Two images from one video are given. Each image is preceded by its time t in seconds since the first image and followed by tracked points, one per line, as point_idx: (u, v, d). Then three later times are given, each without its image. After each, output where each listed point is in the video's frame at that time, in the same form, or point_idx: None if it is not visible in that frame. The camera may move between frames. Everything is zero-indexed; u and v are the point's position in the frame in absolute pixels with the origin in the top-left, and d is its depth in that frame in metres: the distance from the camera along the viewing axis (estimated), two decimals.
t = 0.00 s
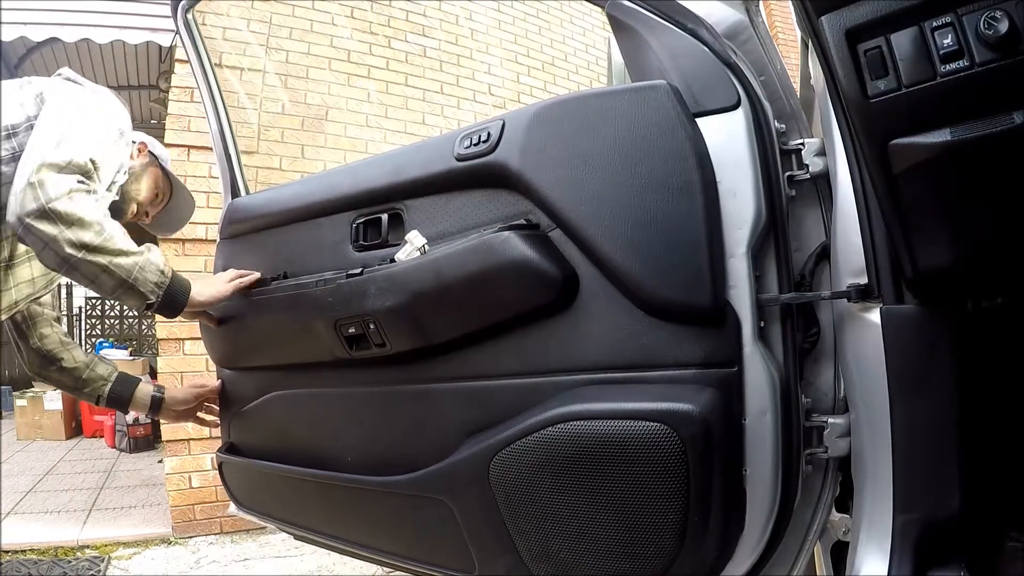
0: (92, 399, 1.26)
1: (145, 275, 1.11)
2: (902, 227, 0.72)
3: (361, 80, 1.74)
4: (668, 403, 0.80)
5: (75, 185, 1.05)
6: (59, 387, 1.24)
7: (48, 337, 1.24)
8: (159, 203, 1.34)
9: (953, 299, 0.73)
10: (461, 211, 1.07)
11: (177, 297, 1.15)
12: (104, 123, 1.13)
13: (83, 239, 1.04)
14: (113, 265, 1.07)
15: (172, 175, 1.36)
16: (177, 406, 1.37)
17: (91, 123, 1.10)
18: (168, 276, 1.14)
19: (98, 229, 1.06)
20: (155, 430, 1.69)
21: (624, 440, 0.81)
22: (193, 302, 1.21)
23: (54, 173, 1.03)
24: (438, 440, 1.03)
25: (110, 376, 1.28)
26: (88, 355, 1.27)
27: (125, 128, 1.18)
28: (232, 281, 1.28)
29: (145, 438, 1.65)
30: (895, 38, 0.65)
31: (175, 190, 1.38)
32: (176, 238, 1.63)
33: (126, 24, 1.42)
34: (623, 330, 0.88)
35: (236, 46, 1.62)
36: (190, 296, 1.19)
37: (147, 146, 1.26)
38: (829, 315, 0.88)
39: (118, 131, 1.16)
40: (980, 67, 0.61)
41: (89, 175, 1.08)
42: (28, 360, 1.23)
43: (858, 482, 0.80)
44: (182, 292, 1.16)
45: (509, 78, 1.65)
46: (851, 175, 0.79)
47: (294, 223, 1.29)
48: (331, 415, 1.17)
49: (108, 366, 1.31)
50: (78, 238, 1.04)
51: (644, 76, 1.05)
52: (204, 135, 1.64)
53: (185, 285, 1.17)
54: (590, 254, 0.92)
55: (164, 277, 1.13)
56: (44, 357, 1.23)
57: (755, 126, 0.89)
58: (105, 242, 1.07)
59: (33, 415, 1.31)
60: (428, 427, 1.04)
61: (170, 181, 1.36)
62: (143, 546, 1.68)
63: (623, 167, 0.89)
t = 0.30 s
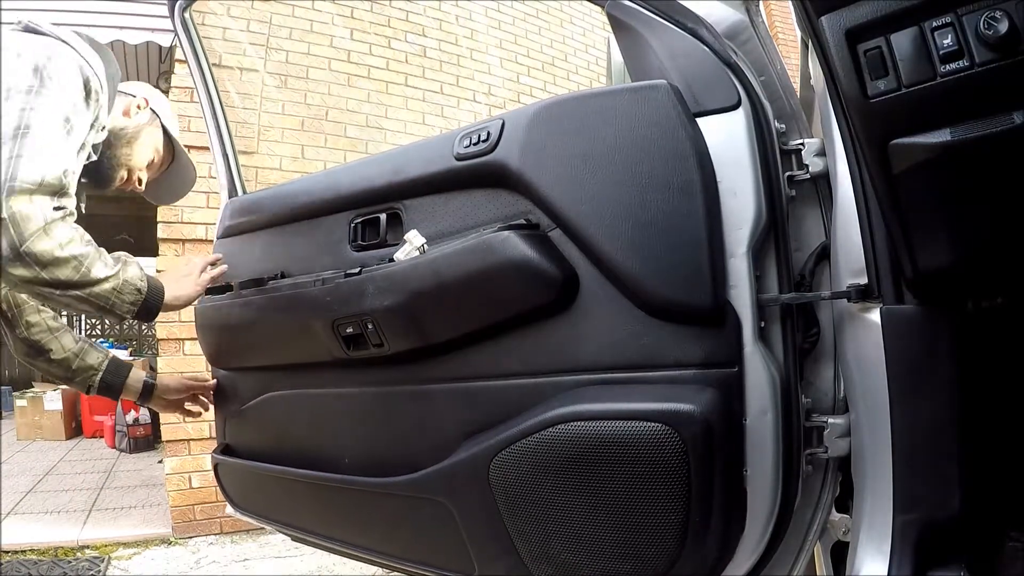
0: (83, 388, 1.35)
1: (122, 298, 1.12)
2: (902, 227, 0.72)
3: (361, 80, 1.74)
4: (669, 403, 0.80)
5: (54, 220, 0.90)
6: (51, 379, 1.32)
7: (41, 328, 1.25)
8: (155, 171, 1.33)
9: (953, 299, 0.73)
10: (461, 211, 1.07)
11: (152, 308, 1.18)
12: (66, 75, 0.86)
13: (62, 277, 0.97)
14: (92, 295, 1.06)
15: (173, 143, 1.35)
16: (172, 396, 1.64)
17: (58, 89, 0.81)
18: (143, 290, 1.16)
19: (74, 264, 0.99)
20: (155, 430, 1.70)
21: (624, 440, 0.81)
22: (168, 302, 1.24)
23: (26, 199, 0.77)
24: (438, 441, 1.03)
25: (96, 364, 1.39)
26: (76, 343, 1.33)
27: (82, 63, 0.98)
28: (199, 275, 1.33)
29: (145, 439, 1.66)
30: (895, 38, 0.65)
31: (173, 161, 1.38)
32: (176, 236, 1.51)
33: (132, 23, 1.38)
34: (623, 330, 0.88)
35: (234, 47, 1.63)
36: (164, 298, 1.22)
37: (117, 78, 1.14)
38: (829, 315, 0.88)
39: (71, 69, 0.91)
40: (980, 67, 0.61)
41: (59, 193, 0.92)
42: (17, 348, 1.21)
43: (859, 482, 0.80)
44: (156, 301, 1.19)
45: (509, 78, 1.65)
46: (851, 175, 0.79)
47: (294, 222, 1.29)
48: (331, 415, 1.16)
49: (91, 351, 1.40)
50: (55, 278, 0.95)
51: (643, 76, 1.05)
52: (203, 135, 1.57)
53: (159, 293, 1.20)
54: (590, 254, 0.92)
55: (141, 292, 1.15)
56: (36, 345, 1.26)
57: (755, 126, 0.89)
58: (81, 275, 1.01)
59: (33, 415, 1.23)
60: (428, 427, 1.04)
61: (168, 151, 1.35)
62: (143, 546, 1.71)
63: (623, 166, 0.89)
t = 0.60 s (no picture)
0: (76, 384, 1.40)
1: (99, 286, 0.97)
2: (902, 227, 0.72)
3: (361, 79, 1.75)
4: (670, 403, 0.80)
5: (19, 195, 0.79)
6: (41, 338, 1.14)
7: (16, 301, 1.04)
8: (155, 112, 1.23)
9: (953, 299, 0.73)
10: (460, 210, 1.07)
11: (131, 294, 1.04)
12: (27, 11, 0.68)
13: (28, 264, 0.85)
14: (65, 283, 0.91)
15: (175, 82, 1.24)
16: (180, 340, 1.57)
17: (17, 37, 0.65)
18: (122, 276, 1.01)
19: (43, 249, 0.86)
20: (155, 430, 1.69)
21: (626, 441, 0.81)
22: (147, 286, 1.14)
23: None
24: (437, 441, 1.02)
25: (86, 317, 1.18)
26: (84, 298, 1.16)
27: None
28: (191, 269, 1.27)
29: (145, 439, 1.65)
30: (895, 38, 0.65)
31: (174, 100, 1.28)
32: (175, 237, 1.72)
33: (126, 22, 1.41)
34: (623, 330, 0.88)
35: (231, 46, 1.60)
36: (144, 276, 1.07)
37: (100, 19, 0.89)
38: (829, 316, 0.88)
39: None
40: (980, 67, 0.61)
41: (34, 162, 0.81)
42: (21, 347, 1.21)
43: (858, 482, 0.80)
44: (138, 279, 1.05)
45: (509, 79, 1.65)
46: (851, 175, 0.79)
47: (293, 222, 1.29)
48: (329, 415, 1.16)
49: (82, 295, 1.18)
50: (24, 264, 0.84)
51: (643, 76, 1.05)
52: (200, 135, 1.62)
53: (139, 279, 1.05)
54: (590, 254, 0.92)
55: (119, 279, 1.00)
56: (10, 321, 1.05)
57: (755, 126, 0.89)
58: (57, 262, 0.88)
59: (33, 415, 1.24)
60: (427, 427, 1.04)
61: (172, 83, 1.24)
62: (143, 546, 1.72)
63: (624, 166, 0.89)
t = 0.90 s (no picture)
0: (76, 384, 1.44)
1: (122, 279, 1.12)
2: (902, 227, 0.72)
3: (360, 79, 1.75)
4: (670, 403, 0.80)
5: (60, 207, 0.96)
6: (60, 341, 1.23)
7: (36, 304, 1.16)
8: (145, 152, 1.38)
9: (954, 300, 0.73)
10: (461, 210, 1.07)
11: (149, 285, 1.19)
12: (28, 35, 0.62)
13: (69, 262, 1.00)
14: (98, 277, 1.08)
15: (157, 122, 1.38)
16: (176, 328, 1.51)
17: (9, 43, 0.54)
18: (140, 270, 1.16)
19: (80, 249, 1.02)
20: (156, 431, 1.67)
21: (626, 441, 0.81)
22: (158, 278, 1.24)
23: (36, 191, 0.88)
24: (437, 441, 1.02)
25: (102, 315, 1.28)
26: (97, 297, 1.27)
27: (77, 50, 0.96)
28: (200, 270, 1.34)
29: (145, 439, 1.63)
30: (895, 38, 0.65)
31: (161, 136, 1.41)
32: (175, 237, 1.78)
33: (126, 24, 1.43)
34: (623, 330, 0.88)
35: (232, 46, 1.58)
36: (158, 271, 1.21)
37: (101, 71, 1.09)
38: (828, 315, 0.89)
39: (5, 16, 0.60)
40: (980, 67, 0.61)
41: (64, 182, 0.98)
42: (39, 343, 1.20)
43: (859, 483, 0.80)
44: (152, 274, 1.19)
45: (509, 79, 1.65)
46: (851, 175, 0.80)
47: (293, 221, 1.29)
48: (329, 415, 1.16)
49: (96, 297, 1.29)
50: (68, 263, 1.00)
51: (643, 76, 1.04)
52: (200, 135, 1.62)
53: (156, 272, 1.20)
54: (590, 254, 0.92)
55: (138, 272, 1.15)
56: (30, 324, 1.15)
57: (755, 125, 0.89)
58: (90, 259, 1.04)
59: (33, 415, 1.27)
60: (427, 427, 1.04)
61: (157, 128, 1.39)
62: (143, 546, 1.71)
63: (624, 166, 0.89)
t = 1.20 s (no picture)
0: (76, 384, 1.43)
1: (105, 272, 1.11)
2: (903, 227, 0.72)
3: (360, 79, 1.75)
4: (669, 403, 0.80)
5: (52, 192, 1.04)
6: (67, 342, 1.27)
7: (41, 306, 1.23)
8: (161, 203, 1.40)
9: (955, 300, 0.73)
10: (461, 210, 1.07)
11: (135, 289, 1.17)
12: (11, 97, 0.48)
13: (53, 241, 1.03)
14: (80, 263, 1.08)
15: (174, 175, 1.40)
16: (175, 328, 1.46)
17: None
18: (127, 269, 1.15)
19: (67, 232, 1.05)
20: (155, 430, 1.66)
21: (626, 441, 0.81)
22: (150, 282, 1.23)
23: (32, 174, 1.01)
24: (437, 441, 1.02)
25: (98, 311, 1.28)
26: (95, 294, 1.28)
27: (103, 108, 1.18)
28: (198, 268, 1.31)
29: (145, 438, 1.62)
30: (895, 38, 0.65)
31: (178, 188, 1.43)
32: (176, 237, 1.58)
33: (125, 24, 1.44)
34: (622, 330, 0.88)
35: (232, 46, 1.58)
36: (146, 279, 1.20)
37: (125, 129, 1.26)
38: (829, 315, 0.89)
39: None
40: (980, 67, 0.61)
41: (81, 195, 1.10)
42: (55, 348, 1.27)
43: (859, 483, 0.80)
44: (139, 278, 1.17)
45: (509, 79, 1.65)
46: (851, 175, 0.80)
47: (293, 222, 1.29)
48: (329, 415, 1.16)
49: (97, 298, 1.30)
50: (48, 242, 1.03)
51: (643, 76, 1.04)
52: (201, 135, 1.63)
53: (144, 275, 1.18)
54: (590, 254, 0.92)
55: (124, 270, 1.14)
56: (35, 328, 1.22)
57: (755, 125, 0.89)
58: (72, 244, 1.06)
59: (34, 415, 1.37)
60: (426, 427, 1.04)
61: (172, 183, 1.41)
62: (143, 546, 1.69)
63: (623, 167, 0.89)
